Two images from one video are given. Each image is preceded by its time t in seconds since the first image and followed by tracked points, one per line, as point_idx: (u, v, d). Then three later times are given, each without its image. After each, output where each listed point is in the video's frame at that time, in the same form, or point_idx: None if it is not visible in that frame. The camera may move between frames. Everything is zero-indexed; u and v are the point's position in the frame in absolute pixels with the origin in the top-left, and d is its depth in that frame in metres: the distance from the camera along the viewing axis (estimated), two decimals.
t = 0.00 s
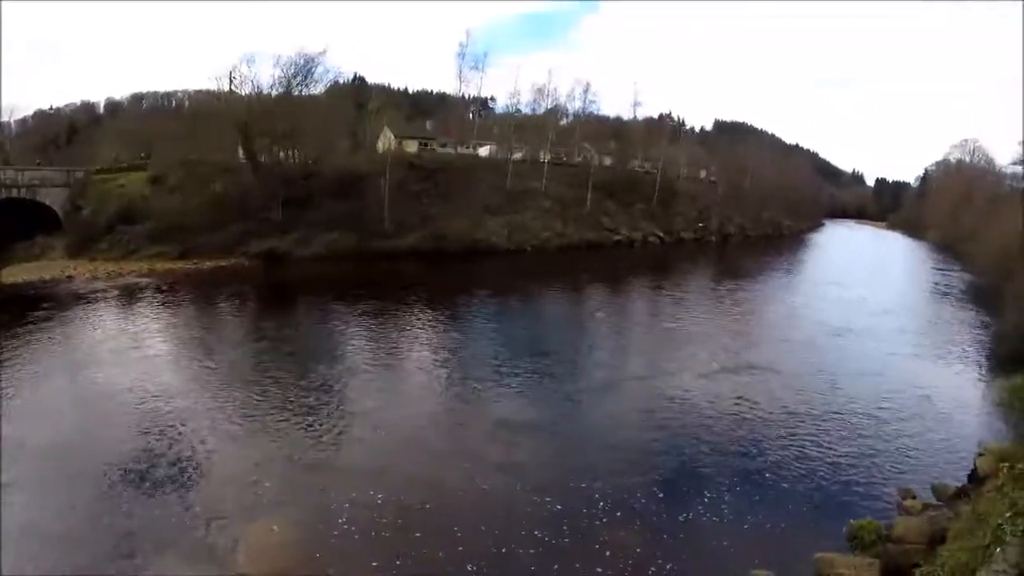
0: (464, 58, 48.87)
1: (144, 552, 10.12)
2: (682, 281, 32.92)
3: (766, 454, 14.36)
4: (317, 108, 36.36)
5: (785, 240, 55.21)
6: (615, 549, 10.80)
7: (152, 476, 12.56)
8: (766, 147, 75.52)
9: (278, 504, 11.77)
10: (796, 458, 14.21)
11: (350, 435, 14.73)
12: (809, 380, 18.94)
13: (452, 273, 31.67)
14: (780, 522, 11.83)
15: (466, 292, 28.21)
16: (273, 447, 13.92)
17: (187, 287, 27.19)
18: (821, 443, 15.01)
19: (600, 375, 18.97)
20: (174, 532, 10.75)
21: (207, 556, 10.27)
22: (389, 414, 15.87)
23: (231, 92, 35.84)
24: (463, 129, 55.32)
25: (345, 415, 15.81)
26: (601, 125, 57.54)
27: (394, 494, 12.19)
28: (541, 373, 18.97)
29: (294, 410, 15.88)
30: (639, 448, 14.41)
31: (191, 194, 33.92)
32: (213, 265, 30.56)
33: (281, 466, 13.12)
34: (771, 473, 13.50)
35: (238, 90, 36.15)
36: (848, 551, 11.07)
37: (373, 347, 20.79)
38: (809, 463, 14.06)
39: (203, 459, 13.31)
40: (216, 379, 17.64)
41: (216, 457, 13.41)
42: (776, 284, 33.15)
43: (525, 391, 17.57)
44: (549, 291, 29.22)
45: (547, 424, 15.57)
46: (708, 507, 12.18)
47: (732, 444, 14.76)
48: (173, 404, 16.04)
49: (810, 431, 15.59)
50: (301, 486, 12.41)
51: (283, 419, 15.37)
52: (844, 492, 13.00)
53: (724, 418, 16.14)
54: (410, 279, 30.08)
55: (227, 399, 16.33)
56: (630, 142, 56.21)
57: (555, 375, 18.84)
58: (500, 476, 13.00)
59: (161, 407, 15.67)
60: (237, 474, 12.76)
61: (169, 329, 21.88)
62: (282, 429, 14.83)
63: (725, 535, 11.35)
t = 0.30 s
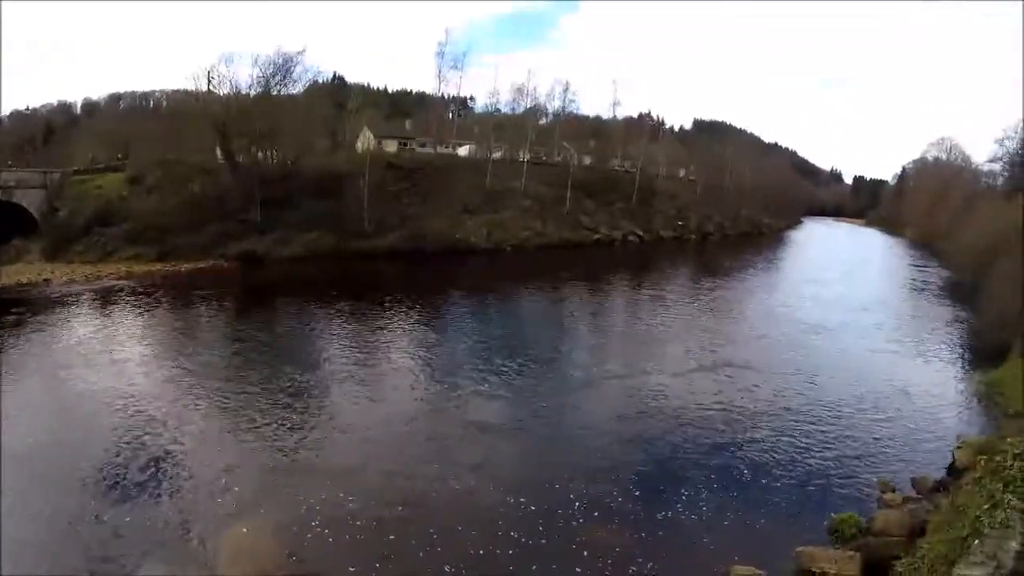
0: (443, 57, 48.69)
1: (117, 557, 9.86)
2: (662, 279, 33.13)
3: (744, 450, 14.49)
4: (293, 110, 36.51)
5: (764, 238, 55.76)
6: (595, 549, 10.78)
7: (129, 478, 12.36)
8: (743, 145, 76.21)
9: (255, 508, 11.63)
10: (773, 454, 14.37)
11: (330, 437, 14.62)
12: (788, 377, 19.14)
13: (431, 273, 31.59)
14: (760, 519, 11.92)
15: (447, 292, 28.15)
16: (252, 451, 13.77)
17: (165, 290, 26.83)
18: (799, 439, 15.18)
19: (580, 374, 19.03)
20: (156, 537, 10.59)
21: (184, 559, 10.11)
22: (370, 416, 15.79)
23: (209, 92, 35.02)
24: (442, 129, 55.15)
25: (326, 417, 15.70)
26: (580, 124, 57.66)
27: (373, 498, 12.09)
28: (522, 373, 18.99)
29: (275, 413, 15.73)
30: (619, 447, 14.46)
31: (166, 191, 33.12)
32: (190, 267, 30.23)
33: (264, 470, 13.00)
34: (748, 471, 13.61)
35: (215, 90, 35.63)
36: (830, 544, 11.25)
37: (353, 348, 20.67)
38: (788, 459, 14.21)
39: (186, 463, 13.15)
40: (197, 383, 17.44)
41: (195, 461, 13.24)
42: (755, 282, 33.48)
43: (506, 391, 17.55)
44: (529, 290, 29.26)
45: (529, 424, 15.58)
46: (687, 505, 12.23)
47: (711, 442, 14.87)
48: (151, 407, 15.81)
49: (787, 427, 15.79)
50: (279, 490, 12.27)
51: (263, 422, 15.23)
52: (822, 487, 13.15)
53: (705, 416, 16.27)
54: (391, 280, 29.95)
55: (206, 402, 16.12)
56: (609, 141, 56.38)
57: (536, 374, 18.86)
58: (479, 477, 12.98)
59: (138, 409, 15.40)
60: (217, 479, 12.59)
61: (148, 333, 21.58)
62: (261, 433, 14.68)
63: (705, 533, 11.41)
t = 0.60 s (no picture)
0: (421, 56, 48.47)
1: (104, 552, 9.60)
2: (641, 277, 33.29)
3: (723, 447, 14.58)
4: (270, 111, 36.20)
5: (740, 236, 56.35)
6: (573, 549, 10.76)
7: (103, 486, 12.09)
8: (720, 143, 76.87)
9: (231, 515, 11.44)
10: (752, 450, 14.47)
11: (308, 440, 14.46)
12: (766, 374, 19.30)
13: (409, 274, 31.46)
14: (739, 514, 11.96)
15: (426, 292, 28.03)
16: (231, 456, 13.58)
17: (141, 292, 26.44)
18: (777, 435, 15.30)
19: (561, 373, 19.00)
20: (134, 543, 10.46)
21: (162, 564, 9.98)
22: (350, 419, 15.66)
23: (185, 91, 34.37)
24: (420, 129, 54.92)
25: (306, 419, 15.57)
26: (559, 123, 57.74)
27: (352, 502, 11.98)
28: (501, 374, 18.94)
29: (253, 417, 15.52)
30: (600, 447, 14.47)
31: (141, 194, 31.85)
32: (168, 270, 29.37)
33: (244, 474, 12.88)
34: (728, 467, 13.69)
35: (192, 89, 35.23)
36: (812, 538, 11.36)
37: (332, 350, 20.52)
38: (769, 455, 14.30)
39: (166, 467, 13.00)
40: (177, 385, 17.24)
41: (174, 467, 13.02)
42: (732, 279, 33.78)
43: (488, 393, 17.44)
44: (508, 290, 29.27)
45: (511, 425, 15.53)
46: (666, 503, 12.23)
47: (690, 439, 14.94)
48: (127, 412, 15.49)
49: (765, 423, 15.92)
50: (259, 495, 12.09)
51: (243, 426, 15.04)
52: (800, 481, 13.25)
53: (685, 414, 16.33)
54: (370, 280, 29.77)
55: (182, 408, 15.85)
56: (587, 140, 56.51)
57: (516, 375, 18.82)
58: (458, 480, 12.91)
59: (116, 414, 15.24)
60: (196, 484, 12.40)
61: (126, 336, 21.31)
62: (239, 437, 14.48)
63: (684, 529, 11.42)
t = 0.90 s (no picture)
0: (399, 56, 48.36)
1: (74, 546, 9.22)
2: (620, 277, 33.42)
3: (706, 443, 14.47)
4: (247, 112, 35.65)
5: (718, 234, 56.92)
6: (551, 550, 10.55)
7: (78, 491, 11.74)
8: (698, 142, 77.42)
9: (211, 520, 11.15)
10: (734, 445, 14.40)
11: (284, 445, 14.16)
12: (747, 370, 19.37)
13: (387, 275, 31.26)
14: (716, 512, 11.79)
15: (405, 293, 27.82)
16: (207, 462, 13.27)
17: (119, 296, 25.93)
18: (759, 429, 15.28)
19: (541, 372, 18.93)
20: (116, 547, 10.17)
21: (132, 567, 9.66)
22: (328, 421, 15.40)
23: (162, 91, 34.21)
24: (399, 128, 54.65)
25: (287, 424, 15.27)
26: (538, 122, 57.76)
27: (326, 506, 11.71)
28: (482, 373, 18.80)
29: (230, 423, 15.20)
30: (581, 443, 14.37)
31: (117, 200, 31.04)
32: (144, 273, 28.91)
33: (226, 481, 12.59)
34: (709, 463, 13.56)
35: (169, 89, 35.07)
36: (789, 532, 11.27)
37: (311, 353, 20.18)
38: (750, 450, 14.22)
39: (148, 475, 12.69)
40: (156, 392, 16.88)
41: (148, 474, 12.68)
42: (711, 277, 34.01)
43: (471, 393, 17.25)
44: (488, 289, 29.22)
45: (491, 423, 15.36)
46: (644, 502, 12.04)
47: (671, 436, 14.80)
48: (101, 420, 15.07)
49: (746, 418, 15.90)
50: (234, 502, 11.80)
51: (219, 432, 14.72)
52: (782, 477, 13.15)
53: (666, 409, 16.30)
54: (348, 283, 29.49)
55: (157, 415, 15.49)
56: (566, 138, 56.61)
57: (497, 373, 18.67)
58: (435, 480, 12.69)
59: (95, 421, 14.86)
60: (169, 491, 12.05)
61: (104, 342, 20.84)
62: (214, 443, 14.15)
63: (661, 528, 11.26)
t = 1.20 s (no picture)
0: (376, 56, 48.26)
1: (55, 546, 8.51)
2: (598, 276, 33.36)
3: (692, 433, 13.98)
4: (224, 111, 34.94)
5: (695, 233, 57.42)
6: (530, 551, 9.79)
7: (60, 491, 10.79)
8: (675, 141, 77.93)
9: (191, 523, 10.28)
10: (722, 434, 13.97)
11: (266, 437, 13.39)
12: (732, 360, 19.12)
13: (363, 275, 30.77)
14: (696, 507, 11.19)
15: (382, 291, 27.34)
16: (187, 455, 12.47)
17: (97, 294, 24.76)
18: (748, 418, 14.91)
19: (523, 362, 18.52)
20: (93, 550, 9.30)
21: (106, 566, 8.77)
22: (308, 413, 14.63)
23: (137, 91, 33.49)
24: (376, 128, 54.16)
25: (267, 416, 14.39)
26: (516, 121, 57.71)
27: (302, 503, 10.93)
28: (463, 364, 18.20)
29: (210, 413, 14.38)
30: (567, 431, 13.89)
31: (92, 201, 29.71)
32: (120, 276, 27.09)
33: (209, 479, 11.69)
34: (696, 454, 13.03)
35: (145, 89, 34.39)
36: (770, 527, 10.71)
37: (290, 347, 19.34)
38: (727, 444, 13.50)
39: (126, 472, 11.75)
40: (133, 383, 15.83)
41: (125, 469, 11.90)
42: (689, 276, 34.07)
43: (439, 386, 16.41)
44: (466, 287, 28.99)
45: (468, 415, 14.72)
46: (621, 500, 11.31)
47: (657, 425, 14.28)
48: (78, 407, 14.22)
49: (734, 406, 15.54)
50: (214, 499, 11.03)
51: (198, 423, 13.88)
52: (761, 470, 12.50)
53: (648, 398, 15.82)
54: (322, 284, 28.90)
55: (136, 404, 14.62)
56: (544, 138, 56.67)
57: (477, 365, 18.12)
58: (417, 473, 12.04)
59: (68, 413, 13.81)
60: (144, 488, 11.29)
61: (78, 336, 19.72)
62: (191, 435, 13.32)
63: (644, 525, 10.61)
